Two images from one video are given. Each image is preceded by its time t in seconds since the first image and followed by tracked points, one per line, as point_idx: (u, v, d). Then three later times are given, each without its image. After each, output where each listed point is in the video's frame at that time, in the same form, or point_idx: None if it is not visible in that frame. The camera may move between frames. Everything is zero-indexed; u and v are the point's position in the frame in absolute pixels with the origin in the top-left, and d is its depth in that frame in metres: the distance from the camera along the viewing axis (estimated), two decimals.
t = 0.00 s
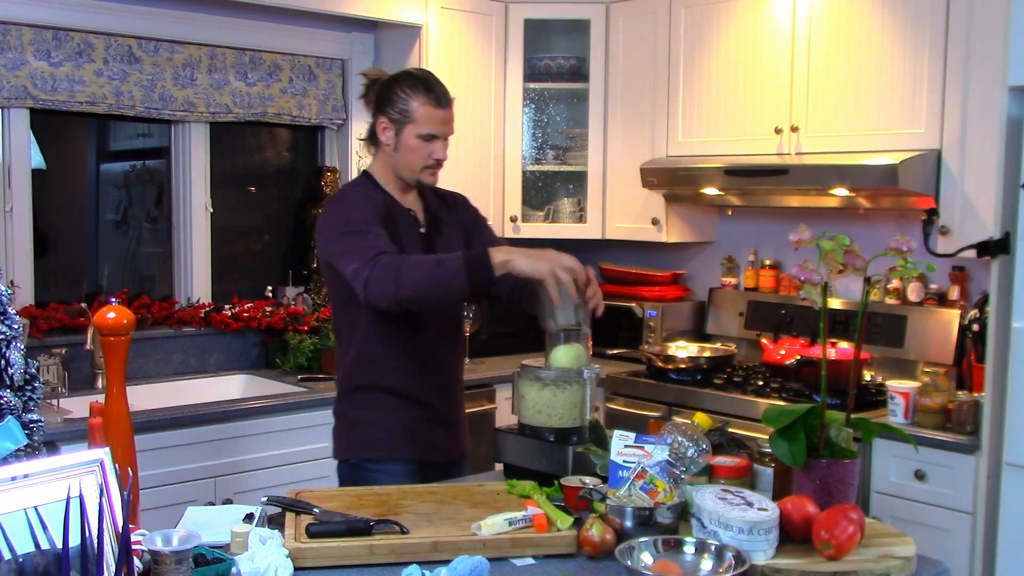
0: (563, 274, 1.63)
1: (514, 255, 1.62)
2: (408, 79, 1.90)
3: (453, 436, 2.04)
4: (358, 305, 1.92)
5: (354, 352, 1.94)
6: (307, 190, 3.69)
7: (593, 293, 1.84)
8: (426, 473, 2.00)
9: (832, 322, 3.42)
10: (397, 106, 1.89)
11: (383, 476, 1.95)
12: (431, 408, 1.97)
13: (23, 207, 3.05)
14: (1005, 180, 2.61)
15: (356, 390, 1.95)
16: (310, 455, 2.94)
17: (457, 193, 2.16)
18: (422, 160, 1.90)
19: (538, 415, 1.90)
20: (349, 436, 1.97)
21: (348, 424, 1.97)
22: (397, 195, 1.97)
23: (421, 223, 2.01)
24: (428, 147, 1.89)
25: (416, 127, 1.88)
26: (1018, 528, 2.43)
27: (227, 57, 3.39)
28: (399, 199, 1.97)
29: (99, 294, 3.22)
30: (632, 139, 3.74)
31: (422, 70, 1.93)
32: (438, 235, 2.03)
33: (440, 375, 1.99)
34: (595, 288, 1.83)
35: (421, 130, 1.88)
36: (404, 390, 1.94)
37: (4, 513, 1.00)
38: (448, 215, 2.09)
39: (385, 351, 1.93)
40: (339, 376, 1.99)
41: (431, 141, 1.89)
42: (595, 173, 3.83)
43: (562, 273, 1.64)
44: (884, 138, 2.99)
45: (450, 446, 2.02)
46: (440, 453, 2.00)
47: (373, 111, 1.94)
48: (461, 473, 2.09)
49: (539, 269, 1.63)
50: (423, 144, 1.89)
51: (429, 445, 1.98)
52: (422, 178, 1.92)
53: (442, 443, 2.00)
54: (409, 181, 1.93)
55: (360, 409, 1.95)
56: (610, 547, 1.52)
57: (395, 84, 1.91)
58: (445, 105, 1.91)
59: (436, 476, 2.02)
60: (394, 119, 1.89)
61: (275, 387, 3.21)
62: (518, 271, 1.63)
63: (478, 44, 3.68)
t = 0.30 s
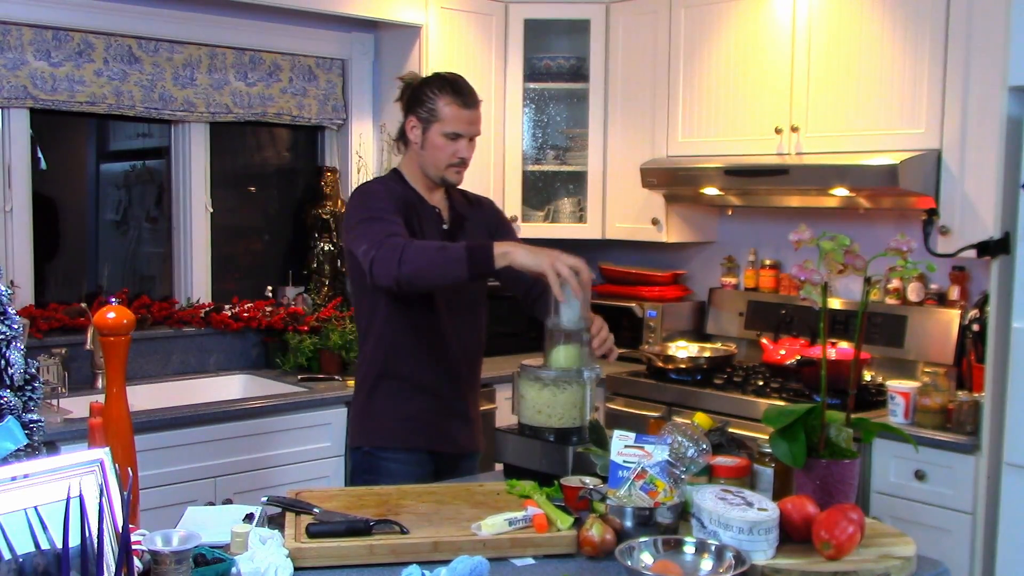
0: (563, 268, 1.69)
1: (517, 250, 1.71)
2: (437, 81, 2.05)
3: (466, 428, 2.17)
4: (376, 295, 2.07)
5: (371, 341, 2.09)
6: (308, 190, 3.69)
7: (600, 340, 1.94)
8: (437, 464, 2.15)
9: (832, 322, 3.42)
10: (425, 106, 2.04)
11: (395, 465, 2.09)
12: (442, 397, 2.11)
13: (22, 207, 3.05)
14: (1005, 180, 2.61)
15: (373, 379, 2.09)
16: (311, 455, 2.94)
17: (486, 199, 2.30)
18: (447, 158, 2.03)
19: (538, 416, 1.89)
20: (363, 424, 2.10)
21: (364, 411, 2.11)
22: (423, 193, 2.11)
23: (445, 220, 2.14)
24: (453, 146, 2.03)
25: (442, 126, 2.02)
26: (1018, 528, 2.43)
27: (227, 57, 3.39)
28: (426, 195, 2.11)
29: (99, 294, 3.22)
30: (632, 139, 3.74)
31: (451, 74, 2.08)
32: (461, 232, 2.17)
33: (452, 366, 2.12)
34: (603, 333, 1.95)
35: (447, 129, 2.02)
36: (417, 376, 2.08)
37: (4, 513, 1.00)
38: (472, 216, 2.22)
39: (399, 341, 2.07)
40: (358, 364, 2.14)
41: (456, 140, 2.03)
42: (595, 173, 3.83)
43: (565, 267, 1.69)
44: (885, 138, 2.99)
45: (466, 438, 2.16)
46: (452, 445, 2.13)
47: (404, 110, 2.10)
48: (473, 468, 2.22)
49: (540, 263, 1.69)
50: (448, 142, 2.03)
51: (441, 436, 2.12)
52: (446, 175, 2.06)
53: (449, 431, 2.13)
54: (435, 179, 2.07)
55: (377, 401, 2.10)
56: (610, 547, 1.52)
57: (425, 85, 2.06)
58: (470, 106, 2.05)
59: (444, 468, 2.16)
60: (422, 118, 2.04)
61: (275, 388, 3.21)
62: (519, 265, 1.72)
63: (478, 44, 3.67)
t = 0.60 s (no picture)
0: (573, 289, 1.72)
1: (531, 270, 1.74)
2: (447, 82, 2.06)
3: (470, 425, 2.16)
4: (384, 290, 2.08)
5: (379, 335, 2.10)
6: (308, 190, 3.69)
7: (600, 344, 1.93)
8: (440, 461, 2.14)
9: (832, 322, 3.42)
10: (435, 107, 2.05)
11: (398, 461, 2.09)
12: (447, 394, 2.11)
13: (22, 207, 3.05)
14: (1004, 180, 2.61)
15: (380, 374, 2.10)
16: (311, 455, 2.94)
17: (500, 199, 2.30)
18: (455, 158, 2.04)
19: (538, 416, 1.89)
20: (369, 419, 2.11)
21: (369, 405, 2.12)
22: (434, 193, 2.11)
23: (455, 219, 2.14)
24: (462, 146, 2.03)
25: (452, 126, 2.03)
26: (1018, 527, 2.43)
27: (227, 57, 3.39)
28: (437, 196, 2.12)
29: (98, 294, 3.22)
30: (632, 139, 3.74)
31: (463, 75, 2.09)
32: (472, 230, 2.17)
33: (458, 363, 2.12)
34: (602, 338, 1.93)
35: (456, 129, 2.02)
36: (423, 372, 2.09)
37: (4, 513, 1.00)
38: (483, 215, 2.22)
39: (406, 337, 2.08)
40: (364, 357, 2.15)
41: (465, 140, 2.03)
42: (596, 173, 3.83)
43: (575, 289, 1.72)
44: (885, 139, 2.99)
45: (469, 436, 2.16)
46: (456, 443, 2.13)
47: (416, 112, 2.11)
48: (475, 467, 2.21)
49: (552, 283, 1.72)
50: (457, 143, 2.03)
51: (444, 432, 2.12)
52: (456, 176, 2.06)
53: (453, 428, 2.13)
54: (444, 179, 2.07)
55: (382, 395, 2.10)
56: (610, 547, 1.52)
57: (436, 86, 2.06)
58: (480, 107, 2.04)
59: (448, 468, 2.15)
60: (432, 118, 2.04)
61: (275, 388, 3.21)
62: (531, 285, 1.75)
63: (478, 44, 3.67)
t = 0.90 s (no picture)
0: (573, 302, 1.73)
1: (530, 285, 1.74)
2: (461, 84, 2.05)
3: (474, 425, 2.16)
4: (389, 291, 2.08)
5: (383, 336, 2.10)
6: (307, 190, 3.69)
7: (600, 345, 1.94)
8: (445, 461, 2.14)
9: (832, 322, 3.42)
10: (447, 108, 2.04)
11: (404, 460, 2.09)
12: (451, 395, 2.11)
13: (22, 207, 3.05)
14: (1004, 180, 2.61)
15: (384, 375, 2.10)
16: (311, 455, 2.94)
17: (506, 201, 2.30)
18: (464, 162, 2.04)
19: (538, 416, 1.89)
20: (374, 419, 2.11)
21: (373, 405, 2.12)
22: (442, 194, 2.11)
23: (463, 219, 2.14)
24: (471, 149, 2.03)
25: (463, 129, 2.03)
26: (1018, 527, 2.43)
27: (227, 57, 3.39)
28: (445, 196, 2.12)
29: (98, 294, 3.22)
30: (631, 139, 3.74)
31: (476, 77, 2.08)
32: (479, 231, 2.17)
33: (462, 365, 2.12)
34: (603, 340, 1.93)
35: (467, 132, 2.02)
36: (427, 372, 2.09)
37: (4, 513, 1.00)
38: (489, 216, 2.22)
39: (410, 338, 2.08)
40: (368, 358, 2.15)
41: (475, 144, 2.03)
42: (596, 173, 3.83)
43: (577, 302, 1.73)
44: (885, 139, 2.99)
45: (473, 436, 2.16)
46: (460, 443, 2.13)
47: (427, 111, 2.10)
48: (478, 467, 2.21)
49: (552, 297, 1.73)
50: (467, 146, 2.03)
51: (448, 433, 2.12)
52: (464, 178, 2.06)
53: (456, 429, 2.13)
54: (452, 181, 2.08)
55: (386, 396, 2.10)
56: (610, 547, 1.52)
57: (449, 87, 2.06)
58: (491, 111, 2.04)
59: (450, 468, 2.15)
60: (443, 120, 2.04)
61: (275, 388, 3.21)
62: (530, 300, 1.75)
63: (478, 44, 3.67)
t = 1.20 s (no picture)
0: (573, 312, 1.72)
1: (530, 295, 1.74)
2: (471, 85, 2.04)
3: (475, 427, 2.16)
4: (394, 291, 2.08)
5: (388, 336, 2.10)
6: (307, 190, 3.69)
7: (600, 348, 1.96)
8: (448, 461, 2.15)
9: (832, 322, 3.42)
10: (456, 109, 2.03)
11: (409, 461, 2.10)
12: (453, 397, 2.11)
13: (22, 207, 3.05)
14: (1004, 180, 2.61)
15: (386, 376, 2.10)
16: (311, 455, 2.94)
17: (509, 203, 2.30)
18: (471, 163, 2.05)
19: (538, 415, 1.89)
20: (376, 421, 2.11)
21: (376, 407, 2.12)
22: (447, 194, 2.11)
23: (468, 220, 2.14)
24: (478, 152, 2.04)
25: (471, 131, 2.02)
26: (1018, 527, 2.43)
27: (227, 57, 3.39)
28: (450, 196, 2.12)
29: (98, 294, 3.22)
30: (631, 139, 3.74)
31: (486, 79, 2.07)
32: (483, 232, 2.17)
33: (465, 366, 2.12)
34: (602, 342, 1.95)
35: (475, 134, 2.02)
36: (429, 374, 2.09)
37: (4, 513, 1.00)
38: (493, 218, 2.22)
39: (413, 339, 2.08)
40: (372, 357, 2.15)
41: (482, 146, 2.04)
42: (596, 173, 3.83)
43: (578, 311, 1.73)
44: (885, 138, 2.99)
45: (473, 437, 2.15)
46: (460, 443, 2.13)
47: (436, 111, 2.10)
48: (479, 467, 2.21)
49: (553, 307, 1.73)
50: (474, 148, 2.03)
51: (452, 432, 2.12)
52: (470, 180, 2.07)
53: (457, 430, 2.12)
54: (458, 182, 2.08)
55: (388, 397, 2.11)
56: (610, 547, 1.52)
57: (458, 87, 2.05)
58: (500, 114, 2.04)
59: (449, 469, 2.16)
60: (451, 121, 2.04)
61: (275, 388, 3.21)
62: (530, 310, 1.75)
63: (478, 44, 3.67)
